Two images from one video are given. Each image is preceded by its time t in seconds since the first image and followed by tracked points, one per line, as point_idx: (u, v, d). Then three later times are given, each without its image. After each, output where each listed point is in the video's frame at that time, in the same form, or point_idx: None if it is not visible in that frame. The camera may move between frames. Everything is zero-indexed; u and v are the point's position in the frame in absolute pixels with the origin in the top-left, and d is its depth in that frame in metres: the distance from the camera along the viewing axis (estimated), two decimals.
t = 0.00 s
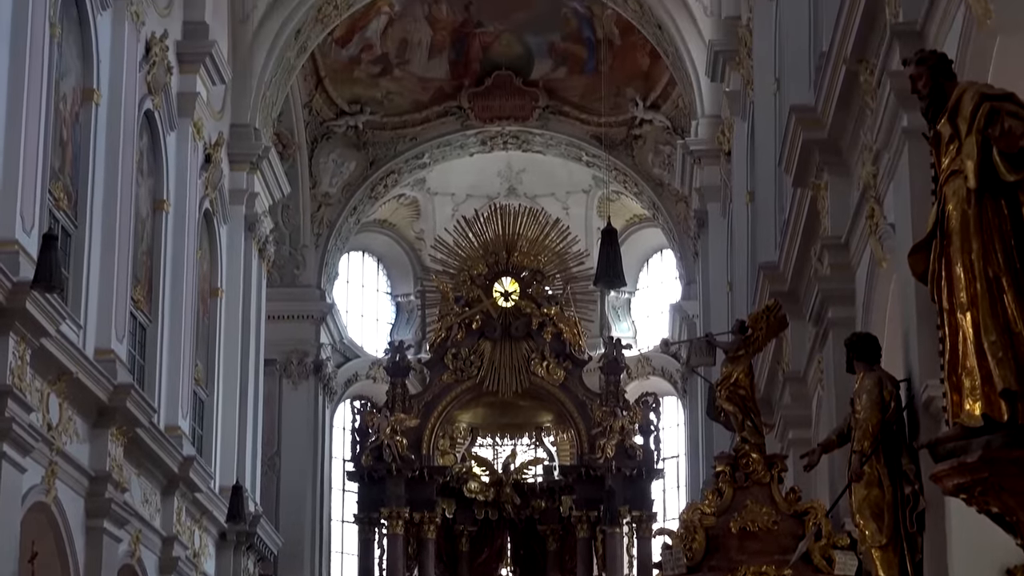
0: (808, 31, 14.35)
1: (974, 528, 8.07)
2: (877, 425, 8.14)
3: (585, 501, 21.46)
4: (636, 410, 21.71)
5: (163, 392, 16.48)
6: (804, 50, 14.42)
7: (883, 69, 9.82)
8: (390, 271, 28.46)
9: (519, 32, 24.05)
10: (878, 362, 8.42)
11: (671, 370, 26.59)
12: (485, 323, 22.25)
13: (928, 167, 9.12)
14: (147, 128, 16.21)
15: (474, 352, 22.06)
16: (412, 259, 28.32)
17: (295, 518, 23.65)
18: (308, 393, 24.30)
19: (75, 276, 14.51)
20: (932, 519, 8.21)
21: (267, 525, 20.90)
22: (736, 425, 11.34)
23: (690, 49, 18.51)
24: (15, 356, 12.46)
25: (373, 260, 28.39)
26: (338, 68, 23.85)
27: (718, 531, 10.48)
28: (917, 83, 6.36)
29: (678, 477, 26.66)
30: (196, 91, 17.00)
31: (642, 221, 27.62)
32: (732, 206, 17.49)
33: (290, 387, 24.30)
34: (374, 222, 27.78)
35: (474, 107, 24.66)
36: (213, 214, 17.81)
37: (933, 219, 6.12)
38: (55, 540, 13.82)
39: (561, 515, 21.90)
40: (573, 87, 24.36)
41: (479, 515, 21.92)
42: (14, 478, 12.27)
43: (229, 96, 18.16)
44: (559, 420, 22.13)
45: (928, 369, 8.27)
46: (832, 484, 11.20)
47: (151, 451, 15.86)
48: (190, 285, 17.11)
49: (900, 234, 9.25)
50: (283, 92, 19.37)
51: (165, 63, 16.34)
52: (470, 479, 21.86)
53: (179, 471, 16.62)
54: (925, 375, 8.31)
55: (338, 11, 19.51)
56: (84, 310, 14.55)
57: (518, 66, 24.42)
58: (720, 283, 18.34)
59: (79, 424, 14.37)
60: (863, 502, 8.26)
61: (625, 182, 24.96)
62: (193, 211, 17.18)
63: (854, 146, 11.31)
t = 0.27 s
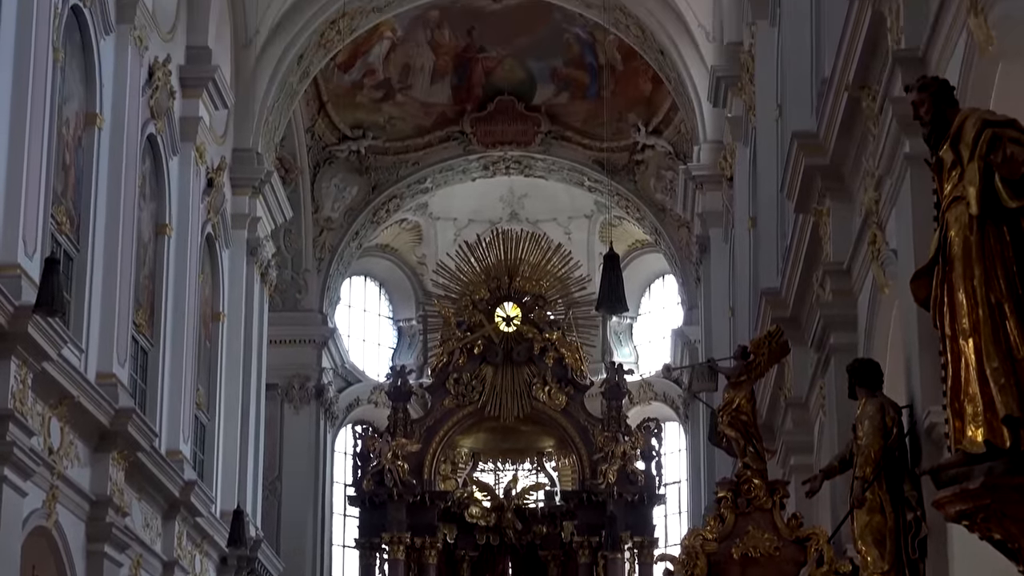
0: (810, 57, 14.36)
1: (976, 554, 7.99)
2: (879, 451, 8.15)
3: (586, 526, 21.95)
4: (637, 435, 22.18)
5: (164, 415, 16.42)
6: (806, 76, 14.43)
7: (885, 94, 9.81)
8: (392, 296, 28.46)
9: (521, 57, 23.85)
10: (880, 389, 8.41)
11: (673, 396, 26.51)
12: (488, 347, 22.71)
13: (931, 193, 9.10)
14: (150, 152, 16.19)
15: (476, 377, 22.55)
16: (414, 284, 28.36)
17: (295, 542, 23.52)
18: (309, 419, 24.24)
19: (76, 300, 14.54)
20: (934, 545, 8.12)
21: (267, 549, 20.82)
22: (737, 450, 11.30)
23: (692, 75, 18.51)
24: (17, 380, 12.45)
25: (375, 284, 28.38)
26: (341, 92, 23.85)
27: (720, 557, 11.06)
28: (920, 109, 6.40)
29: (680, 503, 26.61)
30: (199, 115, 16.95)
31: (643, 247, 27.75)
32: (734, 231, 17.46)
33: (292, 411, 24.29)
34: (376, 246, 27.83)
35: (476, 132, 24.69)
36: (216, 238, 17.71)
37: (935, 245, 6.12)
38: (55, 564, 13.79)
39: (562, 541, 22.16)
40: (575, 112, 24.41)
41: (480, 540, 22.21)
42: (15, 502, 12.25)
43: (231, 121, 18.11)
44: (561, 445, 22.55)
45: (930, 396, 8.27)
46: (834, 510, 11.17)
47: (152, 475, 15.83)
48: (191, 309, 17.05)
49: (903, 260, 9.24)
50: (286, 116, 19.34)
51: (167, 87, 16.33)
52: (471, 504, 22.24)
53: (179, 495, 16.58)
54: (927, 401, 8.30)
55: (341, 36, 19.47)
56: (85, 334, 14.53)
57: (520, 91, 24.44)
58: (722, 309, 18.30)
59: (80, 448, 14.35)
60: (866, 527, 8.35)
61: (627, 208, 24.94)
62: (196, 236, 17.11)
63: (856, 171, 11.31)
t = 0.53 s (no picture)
0: (813, 85, 14.37)
1: None
2: (882, 479, 8.16)
3: (587, 553, 22.05)
4: (639, 462, 22.26)
5: (165, 441, 16.34)
6: (809, 104, 14.43)
7: (887, 122, 9.81)
8: (393, 322, 28.41)
9: (523, 83, 23.84)
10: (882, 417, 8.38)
11: (675, 423, 26.44)
12: (489, 375, 23.08)
13: (933, 222, 9.08)
14: (152, 178, 16.16)
15: (477, 404, 22.89)
16: (416, 310, 28.29)
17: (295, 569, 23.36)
18: (310, 445, 24.07)
19: (77, 326, 14.53)
20: (936, 574, 8.04)
21: None
22: (738, 478, 11.53)
23: (694, 101, 18.51)
24: (19, 406, 12.43)
25: (377, 311, 28.36)
26: (343, 118, 23.88)
27: None
28: (922, 136, 6.38)
29: (681, 531, 26.57)
30: (201, 141, 16.89)
31: (645, 273, 27.72)
32: (736, 259, 17.43)
33: (292, 438, 24.07)
34: (377, 272, 27.84)
35: (478, 158, 24.73)
36: (217, 263, 17.60)
37: (937, 271, 6.14)
38: None
39: (564, 568, 22.03)
40: (578, 138, 24.44)
41: (481, 567, 22.06)
42: (15, 529, 12.23)
43: (233, 148, 18.06)
44: (562, 472, 22.77)
45: (932, 424, 8.24)
46: (836, 538, 11.13)
47: (152, 501, 15.78)
48: (194, 336, 16.96)
49: (904, 287, 9.22)
50: (287, 142, 19.34)
51: (170, 113, 16.32)
52: (472, 531, 22.22)
53: (180, 521, 16.52)
54: (929, 429, 8.27)
55: (343, 62, 19.48)
56: (86, 361, 14.51)
57: (522, 117, 24.46)
58: (724, 337, 18.27)
59: (81, 474, 14.32)
60: (867, 555, 8.36)
61: (628, 235, 24.95)
62: (197, 261, 17.03)
63: (858, 200, 11.30)
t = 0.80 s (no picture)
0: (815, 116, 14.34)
1: None
2: (883, 512, 8.08)
3: None
4: (639, 495, 22.28)
5: (164, 472, 16.25)
6: (811, 135, 14.42)
7: (889, 154, 9.78)
8: (393, 352, 28.31)
9: (525, 114, 23.83)
10: (886, 449, 8.31)
11: (675, 455, 26.37)
12: (489, 406, 23.10)
13: (935, 255, 9.04)
14: (152, 208, 16.14)
15: (477, 436, 22.91)
16: (417, 342, 28.17)
17: None
18: (310, 476, 23.94)
19: (77, 356, 14.50)
20: None
21: None
22: (740, 510, 12.72)
23: (696, 132, 18.48)
24: (17, 437, 12.40)
25: (377, 341, 28.29)
26: (344, 149, 23.83)
27: None
28: (924, 169, 6.60)
29: (682, 564, 26.49)
30: (202, 170, 16.81)
31: (646, 306, 27.58)
32: (738, 290, 17.39)
33: (292, 469, 23.93)
34: (378, 303, 27.77)
35: (480, 189, 24.79)
36: (217, 293, 17.53)
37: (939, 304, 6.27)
38: None
39: None
40: (579, 169, 24.44)
41: None
42: (13, 560, 12.19)
43: (234, 178, 18.03)
44: (563, 504, 22.73)
45: (934, 455, 8.18)
46: (837, 572, 11.06)
47: (151, 532, 15.70)
48: (194, 366, 16.88)
49: (907, 321, 9.17)
50: (288, 172, 19.32)
51: (171, 143, 16.30)
52: (471, 564, 22.11)
53: (179, 553, 16.45)
54: (932, 461, 8.20)
55: (344, 91, 19.48)
56: (86, 391, 14.46)
57: (524, 148, 24.43)
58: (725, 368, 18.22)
59: (79, 505, 14.27)
60: None
61: (630, 266, 25.03)
62: (198, 291, 16.97)
63: (861, 232, 11.27)
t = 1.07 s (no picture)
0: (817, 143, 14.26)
1: None
2: (887, 542, 7.99)
3: None
4: (642, 523, 22.23)
5: (162, 500, 16.10)
6: (814, 163, 14.33)
7: (891, 180, 9.70)
8: (393, 378, 28.23)
9: (527, 140, 23.78)
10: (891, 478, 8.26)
11: (678, 485, 26.24)
12: (490, 434, 23.00)
13: (940, 282, 8.93)
14: (151, 234, 16.05)
15: (477, 463, 22.86)
16: (418, 368, 28.15)
17: None
18: (310, 505, 23.67)
19: (75, 384, 14.39)
20: None
21: None
22: (744, 536, 13.66)
23: (699, 160, 18.41)
24: (14, 464, 12.30)
25: (377, 368, 28.18)
26: (344, 174, 23.76)
27: None
28: (928, 197, 6.52)
29: None
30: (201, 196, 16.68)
31: (648, 333, 27.55)
32: (740, 318, 17.27)
33: (291, 497, 23.68)
34: (378, 329, 27.67)
35: (481, 215, 24.70)
36: (217, 320, 17.43)
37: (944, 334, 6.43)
38: None
39: None
40: (580, 196, 24.38)
41: None
42: None
43: (233, 203, 17.95)
44: (564, 533, 22.74)
45: (940, 485, 8.03)
46: None
47: (149, 561, 15.57)
48: (192, 393, 16.77)
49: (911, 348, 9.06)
50: (288, 200, 19.24)
51: (170, 169, 16.20)
52: None
53: None
54: (937, 490, 8.06)
55: (345, 117, 19.42)
56: (84, 418, 14.36)
57: (526, 175, 24.36)
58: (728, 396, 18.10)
59: (76, 533, 14.15)
60: None
61: (632, 293, 24.86)
62: (197, 317, 16.87)
63: (864, 259, 11.18)
